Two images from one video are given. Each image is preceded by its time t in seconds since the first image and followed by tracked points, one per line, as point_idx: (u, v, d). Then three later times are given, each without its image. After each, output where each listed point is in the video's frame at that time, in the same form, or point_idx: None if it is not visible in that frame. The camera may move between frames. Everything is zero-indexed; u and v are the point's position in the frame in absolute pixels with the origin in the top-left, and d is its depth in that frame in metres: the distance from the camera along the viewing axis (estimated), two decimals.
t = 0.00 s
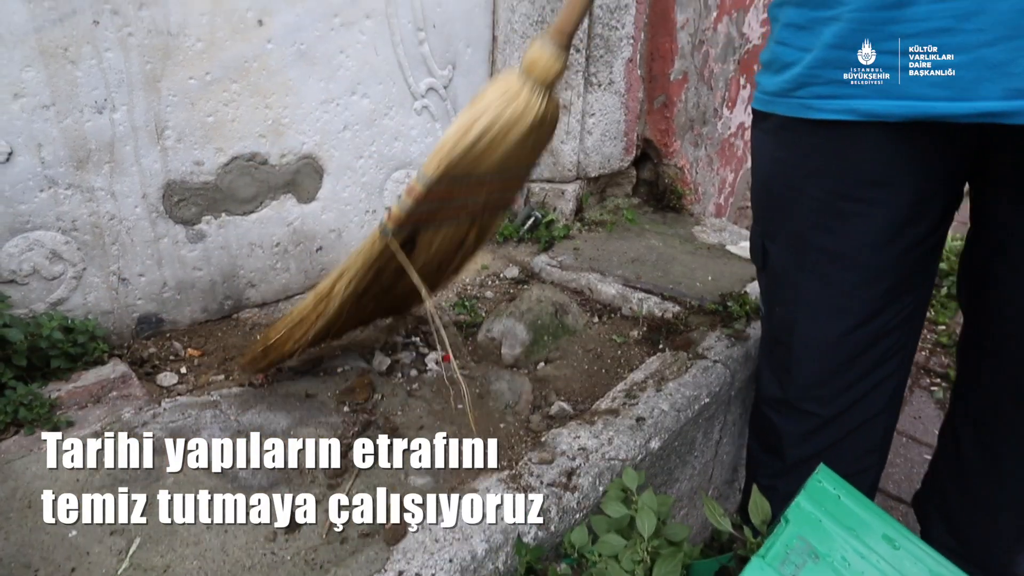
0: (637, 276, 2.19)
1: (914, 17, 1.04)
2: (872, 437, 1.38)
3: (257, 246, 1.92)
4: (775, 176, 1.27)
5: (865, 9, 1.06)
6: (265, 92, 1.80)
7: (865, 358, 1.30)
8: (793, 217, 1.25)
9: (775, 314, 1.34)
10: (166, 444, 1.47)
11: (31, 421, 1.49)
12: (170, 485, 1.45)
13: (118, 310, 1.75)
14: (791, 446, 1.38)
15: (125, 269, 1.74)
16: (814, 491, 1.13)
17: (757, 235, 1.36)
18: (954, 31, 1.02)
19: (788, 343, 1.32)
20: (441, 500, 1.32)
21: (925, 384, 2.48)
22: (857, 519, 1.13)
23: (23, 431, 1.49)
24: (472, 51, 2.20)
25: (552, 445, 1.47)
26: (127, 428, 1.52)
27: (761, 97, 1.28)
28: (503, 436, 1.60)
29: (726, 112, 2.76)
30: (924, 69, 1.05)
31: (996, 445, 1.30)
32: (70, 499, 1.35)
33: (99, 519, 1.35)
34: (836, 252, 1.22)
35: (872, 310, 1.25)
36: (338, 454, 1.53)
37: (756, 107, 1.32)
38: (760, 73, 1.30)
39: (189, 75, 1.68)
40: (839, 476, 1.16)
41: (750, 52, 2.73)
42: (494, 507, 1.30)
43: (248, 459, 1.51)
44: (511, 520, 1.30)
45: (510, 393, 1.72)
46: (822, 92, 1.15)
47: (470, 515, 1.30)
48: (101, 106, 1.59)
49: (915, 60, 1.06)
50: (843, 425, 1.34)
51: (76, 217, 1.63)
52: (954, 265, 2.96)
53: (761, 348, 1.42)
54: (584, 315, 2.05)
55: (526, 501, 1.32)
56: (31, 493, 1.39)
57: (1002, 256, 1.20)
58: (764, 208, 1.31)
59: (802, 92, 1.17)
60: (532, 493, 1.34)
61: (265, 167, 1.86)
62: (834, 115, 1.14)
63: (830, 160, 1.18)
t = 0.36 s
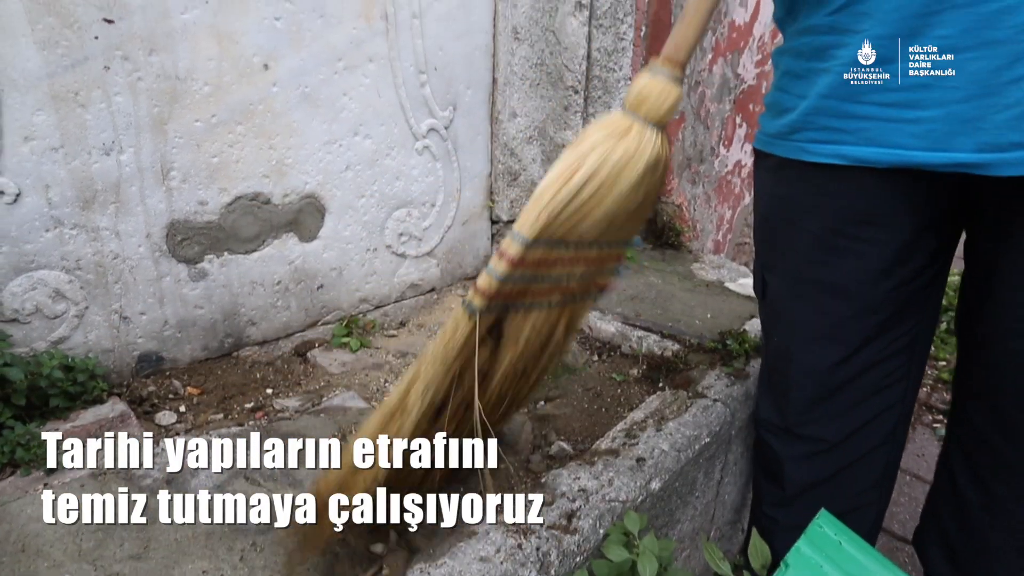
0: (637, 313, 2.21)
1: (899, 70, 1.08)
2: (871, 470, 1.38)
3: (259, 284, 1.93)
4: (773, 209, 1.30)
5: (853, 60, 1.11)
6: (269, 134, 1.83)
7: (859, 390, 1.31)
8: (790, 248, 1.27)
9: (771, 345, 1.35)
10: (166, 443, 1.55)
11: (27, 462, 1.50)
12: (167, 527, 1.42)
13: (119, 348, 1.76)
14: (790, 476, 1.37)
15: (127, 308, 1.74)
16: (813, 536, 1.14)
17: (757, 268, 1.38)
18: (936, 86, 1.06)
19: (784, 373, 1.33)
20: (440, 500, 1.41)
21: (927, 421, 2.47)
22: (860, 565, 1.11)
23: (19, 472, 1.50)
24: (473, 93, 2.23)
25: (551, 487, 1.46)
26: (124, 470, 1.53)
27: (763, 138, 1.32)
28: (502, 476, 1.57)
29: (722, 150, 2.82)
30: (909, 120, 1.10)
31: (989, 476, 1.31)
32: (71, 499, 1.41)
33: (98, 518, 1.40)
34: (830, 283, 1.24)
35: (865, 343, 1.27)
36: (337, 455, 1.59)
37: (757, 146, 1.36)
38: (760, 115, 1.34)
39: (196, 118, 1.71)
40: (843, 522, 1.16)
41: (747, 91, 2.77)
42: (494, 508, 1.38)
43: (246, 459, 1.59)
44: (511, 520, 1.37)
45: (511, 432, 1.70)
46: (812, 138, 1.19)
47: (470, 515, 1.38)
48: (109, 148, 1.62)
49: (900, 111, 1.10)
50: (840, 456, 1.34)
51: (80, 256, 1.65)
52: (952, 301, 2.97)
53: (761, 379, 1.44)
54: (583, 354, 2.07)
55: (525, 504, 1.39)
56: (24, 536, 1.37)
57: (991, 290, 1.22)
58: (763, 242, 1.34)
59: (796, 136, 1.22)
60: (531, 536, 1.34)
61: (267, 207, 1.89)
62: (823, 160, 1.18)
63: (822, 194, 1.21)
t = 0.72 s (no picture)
0: (637, 352, 2.22)
1: (917, 124, 1.08)
2: (878, 514, 1.38)
3: (259, 323, 1.94)
4: (781, 257, 1.28)
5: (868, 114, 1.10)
6: (273, 175, 1.86)
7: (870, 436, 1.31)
8: (798, 297, 1.26)
9: (779, 391, 1.33)
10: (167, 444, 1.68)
11: (22, 504, 1.50)
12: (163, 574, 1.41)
13: (118, 387, 1.76)
14: (797, 524, 1.36)
15: (127, 347, 1.75)
16: None
17: (758, 312, 1.37)
18: (955, 140, 1.07)
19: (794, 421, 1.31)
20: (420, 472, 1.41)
21: (931, 460, 2.45)
22: None
23: (13, 515, 1.49)
24: (473, 134, 2.27)
25: (552, 530, 1.45)
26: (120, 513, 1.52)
27: (763, 186, 1.30)
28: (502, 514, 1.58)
29: (720, 188, 2.83)
30: (931, 172, 1.09)
31: (999, 513, 1.32)
32: (71, 500, 1.49)
33: (97, 518, 1.48)
34: (843, 330, 1.23)
35: (877, 389, 1.27)
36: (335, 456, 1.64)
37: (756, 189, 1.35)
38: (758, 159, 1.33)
39: (201, 160, 1.74)
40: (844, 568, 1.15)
41: (743, 130, 2.82)
42: (494, 509, 1.56)
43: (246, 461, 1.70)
44: (511, 520, 1.53)
45: (510, 474, 1.73)
46: (823, 187, 1.18)
47: (470, 515, 1.56)
48: (114, 190, 1.64)
49: (918, 163, 1.10)
50: (850, 502, 1.34)
51: (83, 295, 1.66)
52: (951, 338, 2.98)
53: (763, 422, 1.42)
54: (583, 393, 2.07)
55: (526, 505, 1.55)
56: None
57: (991, 327, 1.25)
58: (766, 287, 1.32)
59: (805, 184, 1.20)
60: None
61: (269, 246, 1.91)
62: (837, 209, 1.17)
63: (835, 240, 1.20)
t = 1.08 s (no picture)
0: (637, 388, 2.22)
1: (946, 165, 1.08)
2: (881, 552, 1.35)
3: (259, 359, 1.95)
4: (790, 301, 1.24)
5: (896, 154, 1.09)
6: (275, 212, 1.88)
7: (878, 474, 1.29)
8: (808, 340, 1.22)
9: (786, 434, 1.29)
10: (167, 445, 1.78)
11: (14, 545, 1.46)
12: None
13: (117, 425, 1.76)
14: (803, 566, 1.32)
15: (127, 384, 1.75)
16: None
17: (762, 350, 1.33)
18: (987, 183, 1.06)
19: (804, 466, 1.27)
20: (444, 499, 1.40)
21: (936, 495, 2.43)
22: None
23: (3, 557, 1.43)
24: (473, 171, 2.29)
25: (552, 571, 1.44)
26: (117, 551, 1.45)
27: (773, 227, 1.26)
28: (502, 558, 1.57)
29: (717, 224, 2.87)
30: (959, 215, 1.09)
31: (1000, 543, 1.33)
32: (70, 499, 1.56)
33: (97, 517, 1.55)
34: (856, 373, 1.20)
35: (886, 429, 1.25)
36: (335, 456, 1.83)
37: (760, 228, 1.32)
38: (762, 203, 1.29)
39: (204, 198, 1.76)
40: None
41: (739, 166, 2.88)
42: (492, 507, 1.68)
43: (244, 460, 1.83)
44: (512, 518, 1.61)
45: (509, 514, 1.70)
46: (845, 227, 1.15)
47: (470, 514, 1.67)
48: (119, 228, 1.66)
49: (946, 206, 1.09)
50: (854, 541, 1.31)
51: (84, 332, 1.66)
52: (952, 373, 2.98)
53: (766, 462, 1.38)
54: (584, 430, 2.07)
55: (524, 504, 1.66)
56: None
57: (993, 361, 1.25)
58: (772, 329, 1.29)
59: (824, 224, 1.17)
60: None
61: (270, 283, 1.92)
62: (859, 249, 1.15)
63: (844, 280, 1.17)
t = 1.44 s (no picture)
0: (637, 421, 2.20)
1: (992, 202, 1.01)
2: None
3: (259, 392, 1.95)
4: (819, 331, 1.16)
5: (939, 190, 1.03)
6: (277, 245, 1.90)
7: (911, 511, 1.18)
8: (837, 368, 1.14)
9: (811, 467, 1.18)
10: (167, 445, 1.83)
11: None
12: None
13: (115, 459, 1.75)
14: None
15: (126, 417, 1.75)
16: None
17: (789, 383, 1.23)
18: None
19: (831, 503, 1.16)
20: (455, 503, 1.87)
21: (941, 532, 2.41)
22: None
23: None
24: (473, 204, 2.31)
25: None
26: None
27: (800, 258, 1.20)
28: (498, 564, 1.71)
29: (717, 255, 2.73)
30: (1003, 253, 1.02)
31: None
32: (70, 501, 1.65)
33: (98, 516, 1.68)
34: (888, 404, 1.10)
35: (920, 466, 1.15)
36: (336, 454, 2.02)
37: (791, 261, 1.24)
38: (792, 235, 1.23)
39: (207, 232, 1.77)
40: None
41: (737, 198, 2.68)
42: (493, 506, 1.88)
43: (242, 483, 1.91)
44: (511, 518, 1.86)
45: (509, 548, 1.76)
46: (884, 264, 1.08)
47: (471, 515, 1.87)
48: (122, 261, 1.67)
49: (989, 244, 1.02)
50: None
51: (84, 365, 1.67)
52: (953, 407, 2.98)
53: (785, 498, 1.27)
54: (584, 463, 2.06)
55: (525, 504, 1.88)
56: None
57: None
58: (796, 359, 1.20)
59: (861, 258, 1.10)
60: None
61: (271, 316, 1.92)
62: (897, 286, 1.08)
63: (874, 304, 1.10)
